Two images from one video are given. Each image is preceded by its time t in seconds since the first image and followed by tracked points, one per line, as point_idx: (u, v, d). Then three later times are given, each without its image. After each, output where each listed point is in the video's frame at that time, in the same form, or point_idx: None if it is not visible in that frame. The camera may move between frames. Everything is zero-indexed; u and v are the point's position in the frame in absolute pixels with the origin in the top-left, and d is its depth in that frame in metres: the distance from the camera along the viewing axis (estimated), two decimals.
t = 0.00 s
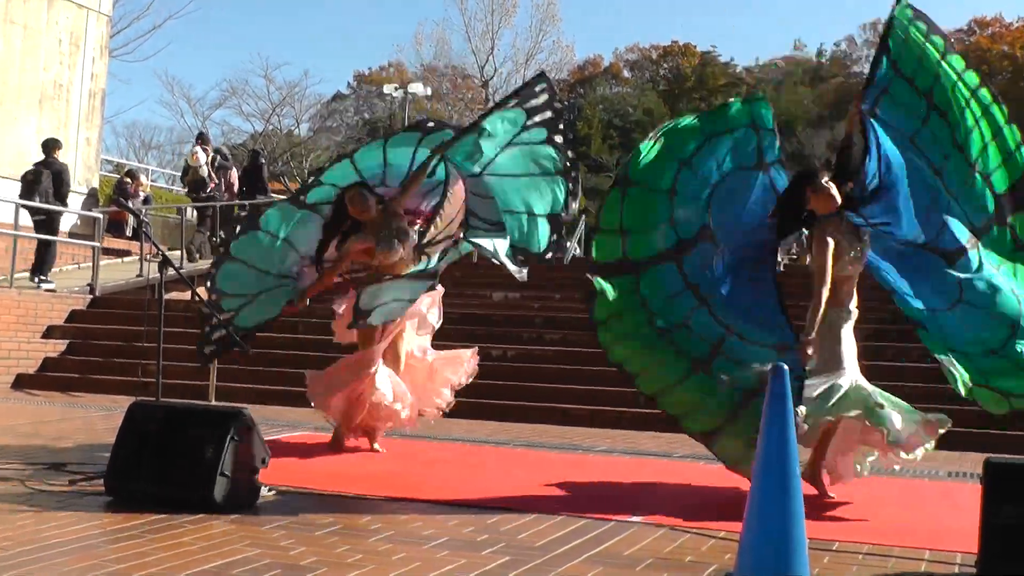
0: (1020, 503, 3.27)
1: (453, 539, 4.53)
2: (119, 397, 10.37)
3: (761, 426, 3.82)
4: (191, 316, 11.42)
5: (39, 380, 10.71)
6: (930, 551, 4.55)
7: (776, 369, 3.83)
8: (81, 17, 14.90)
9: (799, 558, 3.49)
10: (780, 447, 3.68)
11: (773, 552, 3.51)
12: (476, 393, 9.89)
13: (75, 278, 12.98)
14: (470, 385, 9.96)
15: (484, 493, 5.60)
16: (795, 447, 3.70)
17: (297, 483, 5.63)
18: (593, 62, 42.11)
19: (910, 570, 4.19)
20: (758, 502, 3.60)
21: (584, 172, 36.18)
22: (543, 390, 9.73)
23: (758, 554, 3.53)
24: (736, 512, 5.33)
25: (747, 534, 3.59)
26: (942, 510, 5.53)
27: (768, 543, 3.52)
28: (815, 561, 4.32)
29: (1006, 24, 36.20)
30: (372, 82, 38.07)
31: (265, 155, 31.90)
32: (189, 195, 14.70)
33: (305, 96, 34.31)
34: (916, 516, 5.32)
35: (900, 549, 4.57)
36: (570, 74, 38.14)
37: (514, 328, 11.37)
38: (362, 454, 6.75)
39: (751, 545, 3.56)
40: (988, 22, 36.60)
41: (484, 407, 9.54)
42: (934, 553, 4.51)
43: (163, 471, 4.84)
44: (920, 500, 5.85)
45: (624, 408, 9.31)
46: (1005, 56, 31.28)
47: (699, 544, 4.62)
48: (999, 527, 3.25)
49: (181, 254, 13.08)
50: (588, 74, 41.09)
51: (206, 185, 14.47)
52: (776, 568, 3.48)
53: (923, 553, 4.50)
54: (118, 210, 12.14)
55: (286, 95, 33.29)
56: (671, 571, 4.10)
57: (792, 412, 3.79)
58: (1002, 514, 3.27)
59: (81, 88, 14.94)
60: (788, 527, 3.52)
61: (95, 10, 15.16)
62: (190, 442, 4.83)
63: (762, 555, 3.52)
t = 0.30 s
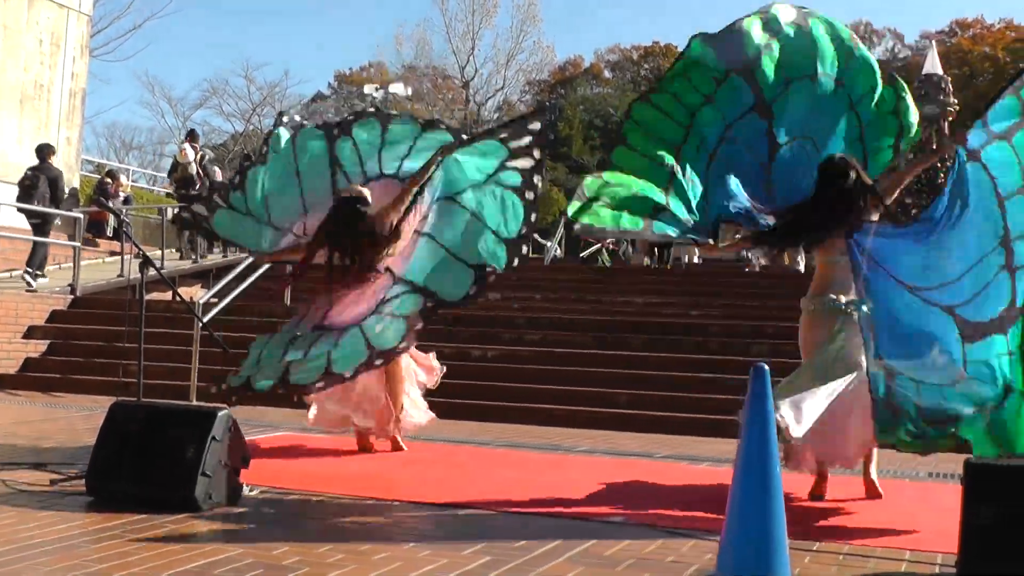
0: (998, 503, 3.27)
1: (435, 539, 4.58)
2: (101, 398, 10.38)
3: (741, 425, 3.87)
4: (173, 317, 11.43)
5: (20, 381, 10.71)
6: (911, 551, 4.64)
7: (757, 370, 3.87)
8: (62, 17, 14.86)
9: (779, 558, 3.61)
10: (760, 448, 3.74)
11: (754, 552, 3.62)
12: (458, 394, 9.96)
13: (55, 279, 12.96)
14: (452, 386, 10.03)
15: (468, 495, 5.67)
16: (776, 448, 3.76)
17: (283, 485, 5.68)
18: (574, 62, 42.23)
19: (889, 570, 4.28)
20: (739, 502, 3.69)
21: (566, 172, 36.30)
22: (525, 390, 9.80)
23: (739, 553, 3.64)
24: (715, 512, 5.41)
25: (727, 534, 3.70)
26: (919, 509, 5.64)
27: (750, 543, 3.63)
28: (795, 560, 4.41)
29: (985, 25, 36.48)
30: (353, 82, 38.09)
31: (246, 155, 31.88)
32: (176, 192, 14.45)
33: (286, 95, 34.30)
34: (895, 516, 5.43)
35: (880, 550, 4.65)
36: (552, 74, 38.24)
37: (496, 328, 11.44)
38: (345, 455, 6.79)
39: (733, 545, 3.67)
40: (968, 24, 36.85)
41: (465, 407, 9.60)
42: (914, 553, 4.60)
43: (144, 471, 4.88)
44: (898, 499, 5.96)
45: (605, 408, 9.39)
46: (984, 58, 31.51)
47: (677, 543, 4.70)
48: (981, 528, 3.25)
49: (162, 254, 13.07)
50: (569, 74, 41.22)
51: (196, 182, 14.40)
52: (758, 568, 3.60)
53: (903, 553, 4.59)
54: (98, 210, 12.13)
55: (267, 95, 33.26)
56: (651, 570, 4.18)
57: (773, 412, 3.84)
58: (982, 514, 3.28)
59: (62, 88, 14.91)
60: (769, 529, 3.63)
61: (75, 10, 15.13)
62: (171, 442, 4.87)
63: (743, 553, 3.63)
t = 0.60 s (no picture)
0: (992, 503, 3.30)
1: (430, 540, 4.60)
2: (96, 398, 10.38)
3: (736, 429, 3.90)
4: (168, 318, 11.43)
5: (15, 381, 10.70)
6: (905, 552, 4.67)
7: (751, 372, 3.91)
8: (56, 17, 14.83)
9: (775, 559, 3.61)
10: (756, 451, 3.77)
11: (749, 556, 3.60)
12: (453, 394, 9.98)
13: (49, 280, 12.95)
14: (447, 386, 10.04)
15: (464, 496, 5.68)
16: (770, 451, 3.79)
17: (278, 486, 5.69)
18: (568, 62, 42.26)
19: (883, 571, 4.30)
20: (734, 506, 3.68)
21: (560, 172, 36.35)
22: (519, 390, 9.82)
23: (734, 558, 3.62)
24: (709, 513, 5.43)
25: (721, 538, 3.68)
26: (914, 510, 5.67)
27: (745, 547, 3.61)
28: (789, 561, 4.43)
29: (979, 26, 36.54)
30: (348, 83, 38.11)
31: (240, 155, 31.88)
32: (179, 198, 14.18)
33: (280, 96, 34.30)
34: (890, 517, 5.45)
35: (876, 550, 4.67)
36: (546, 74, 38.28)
37: (491, 329, 11.46)
38: (340, 455, 6.81)
39: (727, 550, 3.65)
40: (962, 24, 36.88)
41: (460, 408, 9.62)
42: (908, 554, 4.62)
43: (140, 471, 4.88)
44: (892, 500, 5.99)
45: (599, 408, 9.42)
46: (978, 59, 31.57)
47: (672, 543, 4.72)
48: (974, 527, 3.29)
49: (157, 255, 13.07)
50: (564, 74, 41.25)
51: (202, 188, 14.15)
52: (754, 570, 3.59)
53: (898, 554, 4.62)
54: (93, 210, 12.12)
55: (262, 95, 33.24)
56: (646, 570, 4.21)
57: (767, 415, 3.87)
58: (975, 514, 3.31)
59: (56, 89, 14.89)
60: (764, 531, 3.63)
61: (70, 11, 15.10)
62: (167, 443, 4.88)
63: (738, 557, 3.62)
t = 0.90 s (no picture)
0: (987, 506, 3.32)
1: (425, 539, 4.60)
2: (92, 397, 10.38)
3: (732, 430, 3.91)
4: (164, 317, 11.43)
5: (10, 380, 10.70)
6: (900, 551, 4.68)
7: (747, 371, 3.92)
8: (52, 15, 14.81)
9: (770, 559, 3.61)
10: (751, 452, 3.77)
11: (744, 558, 3.60)
12: (449, 394, 9.99)
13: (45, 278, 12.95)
14: (443, 386, 10.05)
15: (460, 495, 5.69)
16: (765, 451, 3.79)
17: (274, 484, 5.70)
18: (564, 62, 42.31)
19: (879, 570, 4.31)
20: (729, 508, 3.69)
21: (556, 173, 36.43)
22: (515, 390, 9.83)
23: (729, 559, 3.62)
24: (704, 513, 5.44)
25: (716, 540, 3.68)
26: (909, 510, 5.68)
27: (741, 548, 3.61)
28: (785, 561, 4.43)
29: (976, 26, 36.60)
30: (344, 83, 38.41)
31: (237, 155, 31.91)
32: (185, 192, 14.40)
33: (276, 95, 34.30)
34: (886, 517, 5.46)
35: (872, 550, 4.68)
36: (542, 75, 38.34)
37: (487, 328, 11.48)
38: (335, 455, 6.80)
39: (724, 551, 3.65)
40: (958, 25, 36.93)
41: (456, 408, 9.63)
42: (904, 554, 4.64)
43: (135, 470, 4.88)
44: (888, 500, 6.00)
45: (596, 408, 9.44)
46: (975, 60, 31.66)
47: (666, 543, 4.74)
48: (970, 530, 3.30)
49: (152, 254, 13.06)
50: (559, 75, 41.30)
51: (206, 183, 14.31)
52: (749, 569, 3.59)
53: (893, 554, 4.63)
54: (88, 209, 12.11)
55: (257, 95, 33.24)
56: (643, 570, 4.21)
57: (762, 415, 3.88)
58: (971, 515, 3.32)
59: (52, 88, 14.87)
60: (758, 532, 3.63)
61: (66, 9, 15.08)
62: (163, 442, 4.89)
63: (734, 559, 3.62)
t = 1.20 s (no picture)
0: (984, 505, 3.31)
1: (421, 539, 4.60)
2: (90, 396, 10.38)
3: (730, 429, 3.90)
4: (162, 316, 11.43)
5: (8, 379, 10.70)
6: (897, 552, 4.68)
7: (745, 370, 3.91)
8: (51, 14, 14.80)
9: (766, 559, 3.62)
10: (748, 451, 3.77)
11: (741, 557, 3.60)
12: (447, 394, 9.99)
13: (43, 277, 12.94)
14: (440, 384, 10.06)
15: (457, 495, 5.70)
16: (762, 450, 3.79)
17: (271, 484, 5.70)
18: (563, 62, 42.34)
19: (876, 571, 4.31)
20: (726, 507, 3.69)
21: (555, 172, 36.47)
22: (512, 389, 9.84)
23: (726, 558, 3.62)
24: (702, 513, 5.45)
25: (714, 539, 3.68)
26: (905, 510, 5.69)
27: (737, 547, 3.61)
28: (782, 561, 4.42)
29: (976, 27, 36.61)
30: (343, 82, 38.49)
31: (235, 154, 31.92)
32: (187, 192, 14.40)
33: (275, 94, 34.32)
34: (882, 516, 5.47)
35: (867, 551, 4.68)
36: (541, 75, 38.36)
37: (484, 328, 11.49)
38: (331, 454, 6.79)
39: (722, 550, 3.64)
40: (957, 26, 36.92)
41: (454, 408, 9.63)
42: (901, 554, 4.64)
43: (132, 469, 4.88)
44: (886, 500, 6.00)
45: (593, 408, 9.44)
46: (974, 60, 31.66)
47: (663, 543, 4.74)
48: (967, 529, 3.29)
49: (151, 252, 13.06)
50: (558, 74, 41.33)
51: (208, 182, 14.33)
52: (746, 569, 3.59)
53: (890, 554, 4.63)
54: (86, 208, 12.11)
55: (256, 94, 33.27)
56: (638, 570, 4.21)
57: (760, 414, 3.88)
58: (968, 515, 3.31)
59: (50, 86, 14.87)
60: (756, 530, 3.63)
61: (64, 8, 15.06)
62: (160, 440, 4.88)
63: (731, 558, 3.62)
